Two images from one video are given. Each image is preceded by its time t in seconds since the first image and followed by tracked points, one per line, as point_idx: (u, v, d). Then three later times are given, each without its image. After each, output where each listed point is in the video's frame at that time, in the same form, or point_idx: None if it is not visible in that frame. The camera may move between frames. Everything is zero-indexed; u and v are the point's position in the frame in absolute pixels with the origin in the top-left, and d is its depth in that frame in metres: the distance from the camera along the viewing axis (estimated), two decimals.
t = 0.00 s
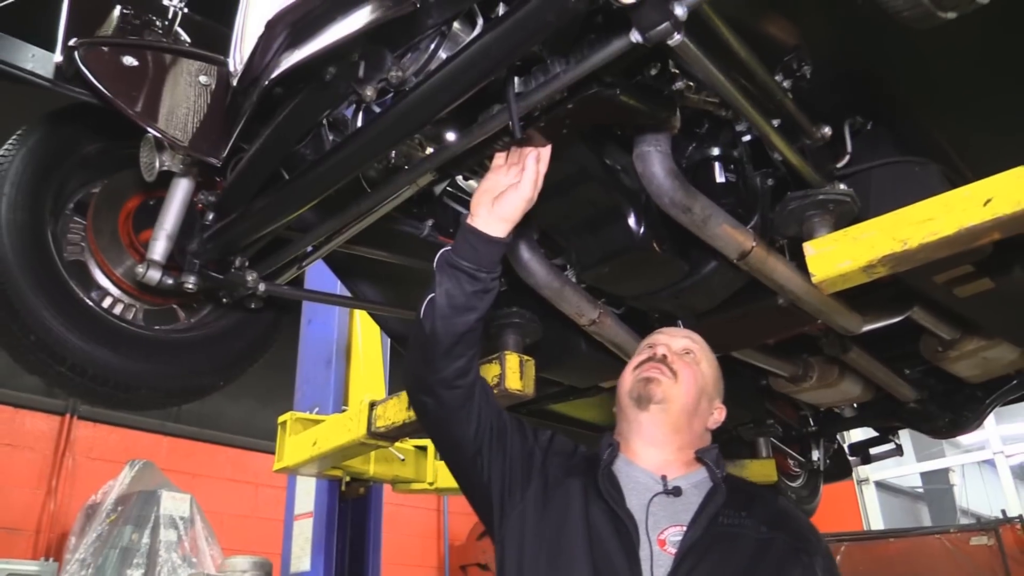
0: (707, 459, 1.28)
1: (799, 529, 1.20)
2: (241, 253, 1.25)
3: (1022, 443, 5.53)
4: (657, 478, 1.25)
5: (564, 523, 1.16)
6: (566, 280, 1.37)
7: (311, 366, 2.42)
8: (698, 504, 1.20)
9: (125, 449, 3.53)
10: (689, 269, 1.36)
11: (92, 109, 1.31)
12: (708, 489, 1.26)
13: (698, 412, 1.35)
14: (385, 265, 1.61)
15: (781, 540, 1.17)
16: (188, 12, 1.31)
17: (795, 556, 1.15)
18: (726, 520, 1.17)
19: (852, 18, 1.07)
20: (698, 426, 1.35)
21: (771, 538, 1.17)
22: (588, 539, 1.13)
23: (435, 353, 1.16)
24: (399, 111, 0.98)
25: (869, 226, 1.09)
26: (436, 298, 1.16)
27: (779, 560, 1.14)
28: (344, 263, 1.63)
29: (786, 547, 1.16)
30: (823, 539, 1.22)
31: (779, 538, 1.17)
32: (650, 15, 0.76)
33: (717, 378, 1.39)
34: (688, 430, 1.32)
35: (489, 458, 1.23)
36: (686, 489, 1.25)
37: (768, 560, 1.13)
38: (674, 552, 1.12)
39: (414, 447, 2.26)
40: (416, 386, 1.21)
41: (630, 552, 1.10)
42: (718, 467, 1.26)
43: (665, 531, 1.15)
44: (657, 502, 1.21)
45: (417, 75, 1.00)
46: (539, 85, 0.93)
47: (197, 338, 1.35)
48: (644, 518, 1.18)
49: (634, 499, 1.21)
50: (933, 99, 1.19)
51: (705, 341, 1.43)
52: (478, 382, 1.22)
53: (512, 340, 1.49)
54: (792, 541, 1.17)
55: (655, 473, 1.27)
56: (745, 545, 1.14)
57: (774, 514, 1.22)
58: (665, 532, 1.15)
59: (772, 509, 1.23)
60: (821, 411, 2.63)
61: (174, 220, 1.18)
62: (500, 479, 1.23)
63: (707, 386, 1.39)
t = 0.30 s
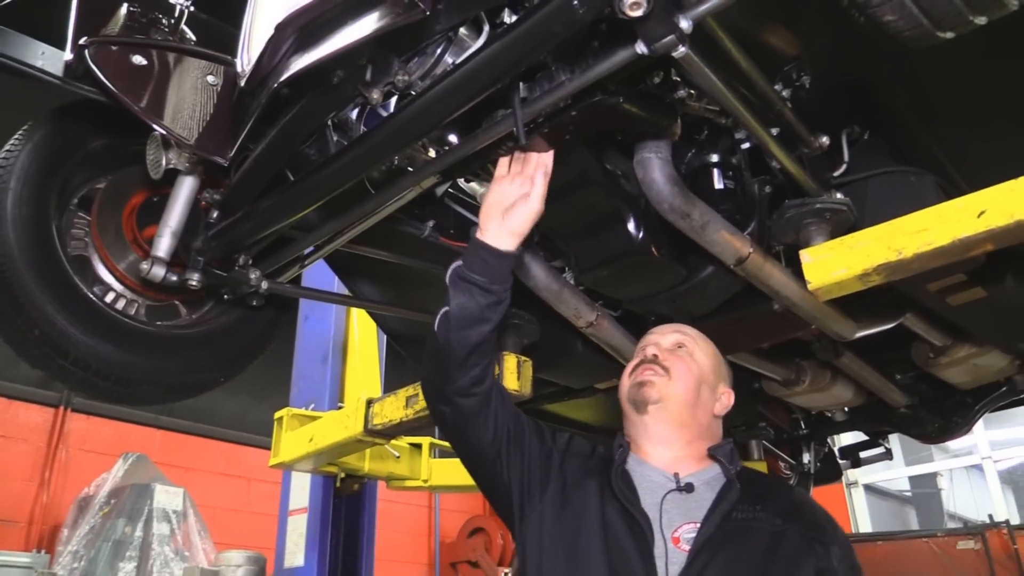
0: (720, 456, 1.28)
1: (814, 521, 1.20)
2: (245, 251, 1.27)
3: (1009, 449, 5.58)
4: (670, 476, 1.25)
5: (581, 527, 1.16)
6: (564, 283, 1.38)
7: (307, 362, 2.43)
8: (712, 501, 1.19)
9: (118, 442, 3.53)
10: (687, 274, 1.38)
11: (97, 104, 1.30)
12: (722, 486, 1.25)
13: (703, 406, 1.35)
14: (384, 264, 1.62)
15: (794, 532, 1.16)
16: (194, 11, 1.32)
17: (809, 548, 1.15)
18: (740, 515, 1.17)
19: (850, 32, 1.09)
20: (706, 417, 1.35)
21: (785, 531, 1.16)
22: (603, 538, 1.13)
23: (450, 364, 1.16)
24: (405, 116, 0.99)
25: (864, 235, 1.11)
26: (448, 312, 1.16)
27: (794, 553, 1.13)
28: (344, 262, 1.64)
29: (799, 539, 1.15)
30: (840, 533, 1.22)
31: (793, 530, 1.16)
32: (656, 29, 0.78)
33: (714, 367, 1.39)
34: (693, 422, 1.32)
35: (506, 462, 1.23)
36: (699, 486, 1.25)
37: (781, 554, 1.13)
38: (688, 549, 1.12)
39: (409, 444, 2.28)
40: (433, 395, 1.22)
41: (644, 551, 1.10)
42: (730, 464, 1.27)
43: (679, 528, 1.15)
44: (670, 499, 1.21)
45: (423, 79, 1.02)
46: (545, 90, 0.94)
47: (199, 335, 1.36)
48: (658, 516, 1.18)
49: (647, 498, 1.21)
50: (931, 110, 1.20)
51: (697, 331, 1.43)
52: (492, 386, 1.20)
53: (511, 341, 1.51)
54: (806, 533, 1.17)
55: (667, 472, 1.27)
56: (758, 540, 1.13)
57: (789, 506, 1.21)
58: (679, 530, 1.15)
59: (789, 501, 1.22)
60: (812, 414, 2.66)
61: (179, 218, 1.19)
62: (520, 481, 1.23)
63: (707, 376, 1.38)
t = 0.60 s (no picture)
0: (734, 455, 1.29)
1: (832, 513, 1.19)
2: (257, 249, 1.28)
3: (988, 451, 5.66)
4: (684, 477, 1.29)
5: (600, 537, 1.20)
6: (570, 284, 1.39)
7: (302, 359, 2.43)
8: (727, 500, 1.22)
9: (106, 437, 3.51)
10: (692, 277, 1.39)
11: (105, 99, 1.31)
12: (736, 485, 1.27)
13: (707, 402, 1.37)
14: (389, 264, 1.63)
15: (811, 525, 1.16)
16: (202, 6, 1.31)
17: (825, 540, 1.15)
18: (755, 512, 1.19)
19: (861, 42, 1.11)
20: (710, 412, 1.36)
21: (802, 524, 1.16)
22: (621, 544, 1.18)
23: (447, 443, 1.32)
24: (425, 120, 1.00)
25: (872, 241, 1.13)
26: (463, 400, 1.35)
27: (811, 546, 1.13)
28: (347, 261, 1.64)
29: (815, 532, 1.15)
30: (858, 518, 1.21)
31: (810, 523, 1.17)
32: (686, 38, 0.80)
33: (706, 358, 1.40)
34: (697, 419, 1.34)
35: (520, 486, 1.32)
36: (713, 485, 1.27)
37: (796, 548, 1.13)
38: (705, 548, 1.15)
39: (405, 442, 2.29)
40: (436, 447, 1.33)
41: (661, 556, 1.14)
42: (747, 463, 1.28)
43: (696, 528, 1.18)
44: (685, 500, 1.24)
45: (440, 81, 1.03)
46: (567, 96, 0.95)
47: (205, 332, 1.37)
48: (676, 520, 1.21)
49: (663, 502, 1.25)
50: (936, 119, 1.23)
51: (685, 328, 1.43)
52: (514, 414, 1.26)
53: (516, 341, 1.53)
54: (822, 525, 1.16)
55: (682, 474, 1.30)
56: (773, 538, 1.15)
57: (808, 499, 1.21)
58: (697, 530, 1.18)
59: (806, 493, 1.22)
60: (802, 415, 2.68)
61: (190, 215, 1.19)
62: (532, 498, 1.31)
63: (703, 370, 1.39)
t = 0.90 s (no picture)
0: (736, 453, 1.27)
1: (842, 503, 1.17)
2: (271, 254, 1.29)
3: (963, 446, 5.77)
4: (689, 477, 1.30)
5: (610, 547, 1.26)
6: (577, 287, 1.40)
7: (297, 361, 2.43)
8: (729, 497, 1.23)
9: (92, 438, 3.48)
10: (696, 279, 1.42)
11: (116, 101, 1.31)
12: (738, 482, 1.27)
13: (698, 400, 1.38)
14: (392, 266, 1.64)
15: (813, 514, 1.16)
16: (211, 9, 1.30)
17: (827, 531, 1.14)
18: (757, 505, 1.20)
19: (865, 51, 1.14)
20: (699, 407, 1.38)
21: (805, 513, 1.16)
22: (628, 550, 1.24)
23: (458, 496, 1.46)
24: (446, 129, 1.01)
25: (876, 246, 1.16)
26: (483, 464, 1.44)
27: (812, 537, 1.13)
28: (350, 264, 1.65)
29: (818, 521, 1.15)
30: (866, 504, 1.18)
31: (812, 513, 1.16)
32: (716, 52, 0.83)
33: (683, 359, 1.42)
34: (684, 419, 1.36)
35: (534, 512, 1.42)
36: (715, 483, 1.28)
37: (799, 540, 1.13)
38: (709, 546, 1.18)
39: (400, 443, 2.29)
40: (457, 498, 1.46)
41: (665, 555, 1.18)
42: (747, 460, 1.27)
43: (701, 526, 1.21)
44: (690, 499, 1.26)
45: (458, 88, 1.03)
46: (588, 105, 0.97)
47: (214, 335, 1.38)
48: (681, 520, 1.24)
49: (668, 502, 1.27)
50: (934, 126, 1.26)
51: (657, 338, 1.47)
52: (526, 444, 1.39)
53: (519, 343, 1.54)
54: (826, 514, 1.16)
55: (685, 474, 1.32)
56: (775, 530, 1.16)
57: (813, 488, 1.20)
58: (701, 528, 1.21)
59: (810, 484, 1.21)
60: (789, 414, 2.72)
61: (203, 219, 1.21)
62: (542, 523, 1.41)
63: (682, 369, 1.41)
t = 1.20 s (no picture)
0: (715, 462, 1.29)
1: (817, 505, 1.19)
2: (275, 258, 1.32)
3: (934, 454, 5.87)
4: (674, 486, 1.33)
5: (597, 558, 1.30)
6: (572, 295, 1.43)
7: (285, 360, 2.44)
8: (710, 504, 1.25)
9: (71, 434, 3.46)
10: (689, 290, 1.45)
11: (119, 103, 1.31)
12: (719, 490, 1.28)
13: (682, 411, 1.39)
14: (387, 270, 1.66)
15: (789, 518, 1.18)
16: (216, 12, 1.30)
17: (801, 534, 1.16)
18: (736, 511, 1.22)
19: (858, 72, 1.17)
20: (682, 418, 1.38)
21: (781, 517, 1.19)
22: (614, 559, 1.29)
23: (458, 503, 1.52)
24: (455, 140, 1.03)
25: (867, 263, 1.20)
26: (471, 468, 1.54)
27: (786, 541, 1.15)
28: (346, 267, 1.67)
29: (792, 526, 1.17)
30: (845, 507, 1.20)
31: (789, 516, 1.19)
32: (727, 77, 0.86)
33: (668, 370, 1.43)
34: (668, 432, 1.37)
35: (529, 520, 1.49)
36: (698, 491, 1.30)
37: (774, 544, 1.15)
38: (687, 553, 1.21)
39: (387, 445, 2.30)
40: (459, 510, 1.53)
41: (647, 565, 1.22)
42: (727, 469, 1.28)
43: (681, 534, 1.24)
44: (674, 508, 1.29)
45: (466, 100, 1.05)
46: (598, 121, 1.00)
47: (212, 337, 1.39)
48: (664, 528, 1.27)
49: (655, 509, 1.31)
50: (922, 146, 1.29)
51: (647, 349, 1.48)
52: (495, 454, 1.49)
53: (514, 349, 1.57)
54: (801, 518, 1.18)
55: (670, 485, 1.34)
56: (752, 535, 1.18)
57: (790, 494, 1.23)
58: (681, 536, 1.24)
59: (788, 488, 1.25)
60: (769, 421, 2.77)
61: (208, 222, 1.22)
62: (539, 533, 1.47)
63: (667, 381, 1.42)
